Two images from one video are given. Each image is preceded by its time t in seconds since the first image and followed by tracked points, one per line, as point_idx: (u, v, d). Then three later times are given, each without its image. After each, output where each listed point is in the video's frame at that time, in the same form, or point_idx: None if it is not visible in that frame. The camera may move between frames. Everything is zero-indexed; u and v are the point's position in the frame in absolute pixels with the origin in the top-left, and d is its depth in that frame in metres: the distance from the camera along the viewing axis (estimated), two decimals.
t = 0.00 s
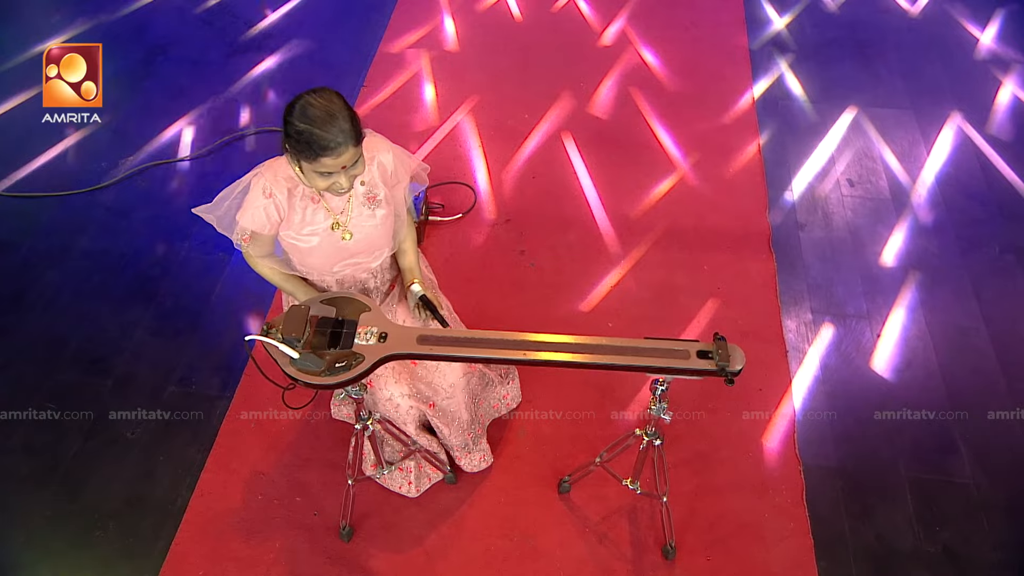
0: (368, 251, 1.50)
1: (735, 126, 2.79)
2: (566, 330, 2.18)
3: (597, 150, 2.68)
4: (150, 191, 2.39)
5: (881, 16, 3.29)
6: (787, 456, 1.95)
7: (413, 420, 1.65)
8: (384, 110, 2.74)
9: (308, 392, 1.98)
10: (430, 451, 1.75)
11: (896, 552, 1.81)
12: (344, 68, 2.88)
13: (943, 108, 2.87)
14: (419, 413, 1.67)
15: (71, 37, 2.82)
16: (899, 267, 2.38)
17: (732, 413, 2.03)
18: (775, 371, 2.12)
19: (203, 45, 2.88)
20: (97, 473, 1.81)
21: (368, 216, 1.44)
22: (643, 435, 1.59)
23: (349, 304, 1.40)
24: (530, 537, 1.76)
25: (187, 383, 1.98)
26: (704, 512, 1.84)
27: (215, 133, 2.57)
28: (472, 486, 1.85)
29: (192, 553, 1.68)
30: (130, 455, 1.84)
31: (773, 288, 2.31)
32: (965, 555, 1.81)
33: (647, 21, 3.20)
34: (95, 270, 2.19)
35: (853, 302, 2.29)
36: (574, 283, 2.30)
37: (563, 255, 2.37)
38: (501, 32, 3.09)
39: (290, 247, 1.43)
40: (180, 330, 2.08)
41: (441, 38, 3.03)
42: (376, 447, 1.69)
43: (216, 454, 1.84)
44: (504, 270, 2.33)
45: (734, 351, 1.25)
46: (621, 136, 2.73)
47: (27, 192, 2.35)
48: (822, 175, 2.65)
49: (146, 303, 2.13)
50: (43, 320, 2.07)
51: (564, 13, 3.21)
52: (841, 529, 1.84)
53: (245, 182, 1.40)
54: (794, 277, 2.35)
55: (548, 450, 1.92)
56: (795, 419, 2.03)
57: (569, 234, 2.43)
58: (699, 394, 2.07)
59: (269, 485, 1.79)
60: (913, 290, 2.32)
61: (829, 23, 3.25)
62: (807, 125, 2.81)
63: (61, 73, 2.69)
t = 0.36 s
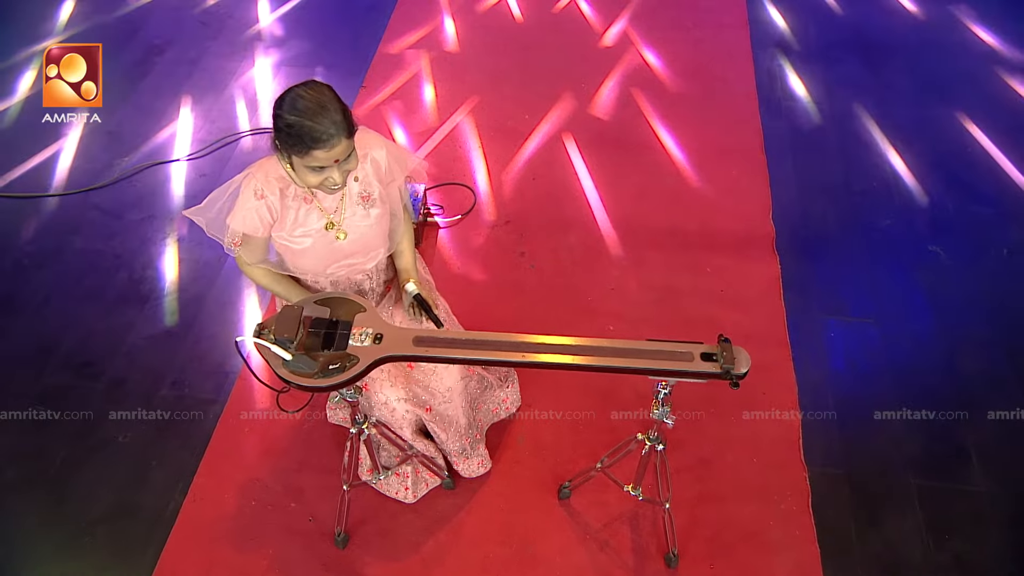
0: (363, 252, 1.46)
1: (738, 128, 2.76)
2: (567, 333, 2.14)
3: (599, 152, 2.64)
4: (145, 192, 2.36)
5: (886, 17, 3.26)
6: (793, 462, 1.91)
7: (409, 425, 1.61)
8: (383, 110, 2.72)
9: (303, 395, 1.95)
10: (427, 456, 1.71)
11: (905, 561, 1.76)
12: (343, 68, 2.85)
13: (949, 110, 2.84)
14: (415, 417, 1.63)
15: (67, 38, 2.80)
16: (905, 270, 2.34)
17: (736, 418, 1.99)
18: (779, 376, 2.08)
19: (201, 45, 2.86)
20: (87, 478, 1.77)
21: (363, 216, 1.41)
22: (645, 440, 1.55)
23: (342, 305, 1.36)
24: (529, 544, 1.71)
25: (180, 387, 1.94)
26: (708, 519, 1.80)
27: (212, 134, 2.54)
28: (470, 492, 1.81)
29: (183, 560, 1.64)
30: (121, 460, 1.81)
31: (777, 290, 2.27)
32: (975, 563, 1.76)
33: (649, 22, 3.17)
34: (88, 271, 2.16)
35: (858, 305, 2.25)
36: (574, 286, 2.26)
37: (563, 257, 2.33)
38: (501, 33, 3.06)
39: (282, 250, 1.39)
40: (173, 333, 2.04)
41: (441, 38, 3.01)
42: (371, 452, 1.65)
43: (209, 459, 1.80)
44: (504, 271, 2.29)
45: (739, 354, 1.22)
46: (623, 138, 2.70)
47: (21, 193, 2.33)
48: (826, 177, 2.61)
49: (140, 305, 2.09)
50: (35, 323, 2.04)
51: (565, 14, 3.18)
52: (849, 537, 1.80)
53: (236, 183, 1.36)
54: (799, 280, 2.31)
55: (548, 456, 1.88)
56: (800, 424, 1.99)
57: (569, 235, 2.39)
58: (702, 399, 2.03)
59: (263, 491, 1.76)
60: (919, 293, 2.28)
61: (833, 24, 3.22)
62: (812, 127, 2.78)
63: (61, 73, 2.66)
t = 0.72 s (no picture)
0: (359, 250, 1.42)
1: (741, 128, 2.72)
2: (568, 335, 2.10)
3: (600, 152, 2.61)
4: (140, 192, 2.33)
5: (890, 18, 3.23)
6: (798, 467, 1.87)
7: (405, 428, 1.57)
8: (381, 110, 2.69)
9: (298, 398, 1.91)
10: (424, 460, 1.67)
11: (914, 569, 1.72)
12: (342, 68, 2.83)
13: (955, 111, 2.81)
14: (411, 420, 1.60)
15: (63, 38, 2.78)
16: (912, 272, 2.30)
17: (740, 422, 1.95)
18: (784, 379, 2.04)
19: (199, 45, 2.83)
20: (77, 482, 1.74)
21: (358, 213, 1.37)
22: (647, 444, 1.51)
23: (337, 304, 1.33)
24: (529, 551, 1.67)
25: (173, 389, 1.90)
26: (711, 526, 1.76)
27: (209, 133, 2.51)
28: (468, 497, 1.77)
29: (174, 566, 1.60)
30: (112, 463, 1.77)
31: (781, 293, 2.23)
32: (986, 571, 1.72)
33: (651, 22, 3.15)
34: (82, 271, 2.13)
35: (864, 308, 2.21)
36: (575, 288, 2.23)
37: (564, 258, 2.30)
38: (502, 33, 3.04)
39: (275, 248, 1.36)
40: (167, 334, 2.01)
41: (441, 38, 2.98)
42: (367, 456, 1.61)
43: (202, 462, 1.77)
44: (503, 273, 2.26)
45: (745, 356, 1.18)
46: (624, 138, 2.66)
47: (15, 192, 2.30)
48: (831, 177, 2.58)
49: (134, 306, 2.06)
50: (27, 323, 2.01)
51: (567, 14, 3.16)
52: (856, 544, 1.76)
53: (227, 179, 1.33)
54: (804, 282, 2.27)
55: (549, 460, 1.84)
56: (806, 428, 1.95)
57: (570, 236, 2.36)
58: (705, 403, 1.99)
59: (257, 495, 1.72)
60: (926, 296, 2.24)
61: (837, 25, 3.19)
62: (816, 127, 2.75)
63: (61, 73, 2.62)
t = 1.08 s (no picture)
0: (353, 245, 1.40)
1: (744, 128, 2.69)
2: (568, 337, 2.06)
3: (601, 152, 2.58)
4: (136, 191, 2.30)
5: (895, 18, 3.20)
6: (804, 472, 1.83)
7: (401, 430, 1.53)
8: (380, 109, 2.66)
9: (293, 400, 1.87)
10: (421, 464, 1.63)
11: None
12: (340, 68, 2.80)
13: (961, 111, 2.77)
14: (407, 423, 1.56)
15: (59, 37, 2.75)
16: (919, 273, 2.26)
17: (744, 426, 1.91)
18: (789, 382, 2.00)
19: (197, 43, 2.81)
20: (67, 485, 1.70)
21: (352, 206, 1.36)
22: (649, 447, 1.46)
23: (331, 303, 1.30)
24: (528, 557, 1.63)
25: (166, 391, 1.87)
26: (715, 532, 1.72)
27: (205, 132, 2.49)
28: (466, 501, 1.73)
29: (165, 572, 1.56)
30: (103, 466, 1.73)
31: (786, 294, 2.20)
32: None
33: (652, 22, 3.12)
34: (75, 271, 2.09)
35: (870, 310, 2.17)
36: (576, 288, 2.19)
37: (565, 258, 2.26)
38: (503, 32, 3.01)
39: (268, 244, 1.33)
40: (161, 334, 1.97)
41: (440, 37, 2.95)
42: (362, 459, 1.57)
43: (195, 466, 1.73)
44: (503, 273, 2.22)
45: (751, 356, 1.14)
46: (626, 138, 2.63)
47: (8, 191, 2.27)
48: (835, 178, 2.54)
49: (127, 306, 2.03)
50: (18, 324, 1.98)
51: (567, 13, 3.13)
52: (864, 551, 1.71)
53: (218, 173, 1.31)
54: (809, 284, 2.23)
55: (549, 464, 1.80)
56: (811, 432, 1.90)
57: (571, 237, 2.32)
58: (709, 406, 1.95)
59: (250, 499, 1.68)
60: (933, 297, 2.20)
61: (840, 24, 3.16)
62: (819, 127, 2.72)
63: (61, 73, 2.60)
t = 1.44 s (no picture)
0: (348, 244, 1.36)
1: (747, 129, 2.66)
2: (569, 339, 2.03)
3: (603, 152, 2.55)
4: (131, 191, 2.27)
5: (899, 18, 3.18)
6: (809, 477, 1.78)
7: (398, 436, 1.50)
8: (379, 109, 2.63)
9: (288, 403, 1.84)
10: (419, 468, 1.59)
11: None
12: (340, 68, 2.78)
13: (967, 111, 2.74)
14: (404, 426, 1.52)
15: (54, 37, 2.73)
16: (925, 275, 2.23)
17: (748, 430, 1.87)
18: (794, 385, 1.96)
19: (195, 43, 2.79)
20: (56, 490, 1.66)
21: (346, 204, 1.31)
22: (651, 452, 1.42)
23: (326, 302, 1.26)
24: (527, 564, 1.59)
25: (159, 393, 1.83)
26: (719, 539, 1.68)
27: (202, 132, 2.46)
28: (464, 507, 1.69)
29: None
30: (93, 471, 1.70)
31: (790, 297, 2.16)
32: None
33: (654, 22, 3.09)
34: (68, 272, 2.06)
35: (877, 312, 2.14)
36: (577, 290, 2.16)
37: (565, 260, 2.23)
38: (504, 32, 2.99)
39: (260, 241, 1.30)
40: (154, 336, 1.94)
41: (441, 37, 2.93)
42: (358, 463, 1.53)
43: (187, 470, 1.69)
44: (503, 274, 2.19)
45: (757, 358, 1.11)
46: (628, 138, 2.60)
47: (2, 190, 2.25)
48: (841, 179, 2.51)
49: (120, 307, 2.00)
50: (9, 325, 1.95)
51: (569, 14, 3.11)
52: (872, 559, 1.67)
53: (209, 167, 1.28)
54: (814, 286, 2.20)
55: (548, 469, 1.76)
56: (817, 437, 1.86)
57: (572, 238, 2.29)
58: (712, 410, 1.91)
59: (243, 504, 1.64)
60: (941, 300, 2.16)
61: (844, 25, 3.13)
62: (824, 128, 2.68)
63: (61, 73, 2.57)
